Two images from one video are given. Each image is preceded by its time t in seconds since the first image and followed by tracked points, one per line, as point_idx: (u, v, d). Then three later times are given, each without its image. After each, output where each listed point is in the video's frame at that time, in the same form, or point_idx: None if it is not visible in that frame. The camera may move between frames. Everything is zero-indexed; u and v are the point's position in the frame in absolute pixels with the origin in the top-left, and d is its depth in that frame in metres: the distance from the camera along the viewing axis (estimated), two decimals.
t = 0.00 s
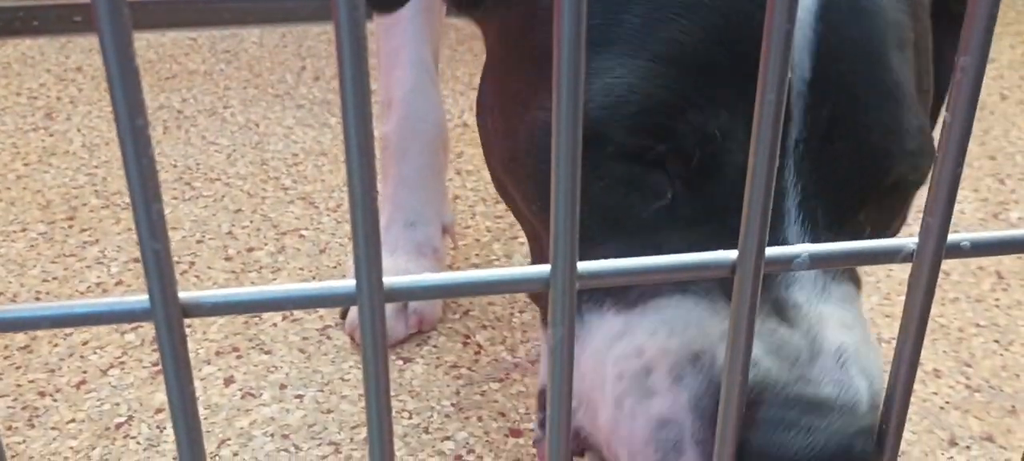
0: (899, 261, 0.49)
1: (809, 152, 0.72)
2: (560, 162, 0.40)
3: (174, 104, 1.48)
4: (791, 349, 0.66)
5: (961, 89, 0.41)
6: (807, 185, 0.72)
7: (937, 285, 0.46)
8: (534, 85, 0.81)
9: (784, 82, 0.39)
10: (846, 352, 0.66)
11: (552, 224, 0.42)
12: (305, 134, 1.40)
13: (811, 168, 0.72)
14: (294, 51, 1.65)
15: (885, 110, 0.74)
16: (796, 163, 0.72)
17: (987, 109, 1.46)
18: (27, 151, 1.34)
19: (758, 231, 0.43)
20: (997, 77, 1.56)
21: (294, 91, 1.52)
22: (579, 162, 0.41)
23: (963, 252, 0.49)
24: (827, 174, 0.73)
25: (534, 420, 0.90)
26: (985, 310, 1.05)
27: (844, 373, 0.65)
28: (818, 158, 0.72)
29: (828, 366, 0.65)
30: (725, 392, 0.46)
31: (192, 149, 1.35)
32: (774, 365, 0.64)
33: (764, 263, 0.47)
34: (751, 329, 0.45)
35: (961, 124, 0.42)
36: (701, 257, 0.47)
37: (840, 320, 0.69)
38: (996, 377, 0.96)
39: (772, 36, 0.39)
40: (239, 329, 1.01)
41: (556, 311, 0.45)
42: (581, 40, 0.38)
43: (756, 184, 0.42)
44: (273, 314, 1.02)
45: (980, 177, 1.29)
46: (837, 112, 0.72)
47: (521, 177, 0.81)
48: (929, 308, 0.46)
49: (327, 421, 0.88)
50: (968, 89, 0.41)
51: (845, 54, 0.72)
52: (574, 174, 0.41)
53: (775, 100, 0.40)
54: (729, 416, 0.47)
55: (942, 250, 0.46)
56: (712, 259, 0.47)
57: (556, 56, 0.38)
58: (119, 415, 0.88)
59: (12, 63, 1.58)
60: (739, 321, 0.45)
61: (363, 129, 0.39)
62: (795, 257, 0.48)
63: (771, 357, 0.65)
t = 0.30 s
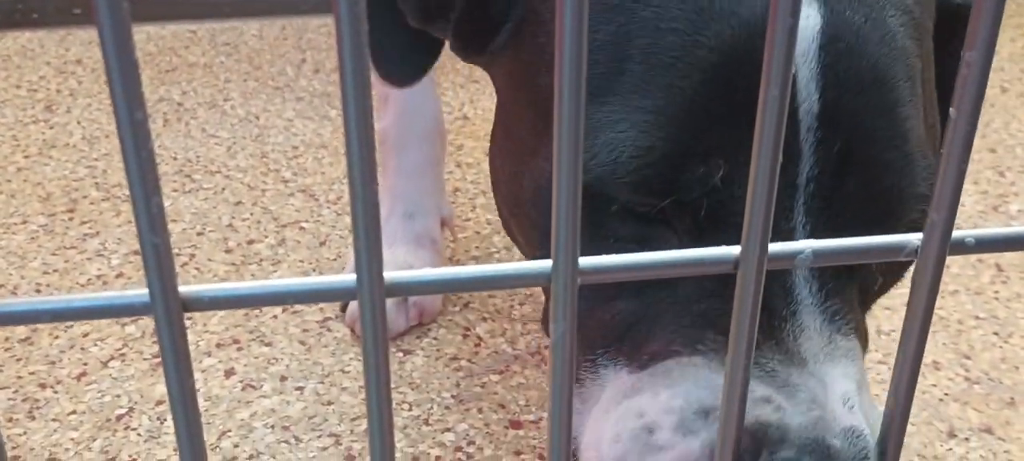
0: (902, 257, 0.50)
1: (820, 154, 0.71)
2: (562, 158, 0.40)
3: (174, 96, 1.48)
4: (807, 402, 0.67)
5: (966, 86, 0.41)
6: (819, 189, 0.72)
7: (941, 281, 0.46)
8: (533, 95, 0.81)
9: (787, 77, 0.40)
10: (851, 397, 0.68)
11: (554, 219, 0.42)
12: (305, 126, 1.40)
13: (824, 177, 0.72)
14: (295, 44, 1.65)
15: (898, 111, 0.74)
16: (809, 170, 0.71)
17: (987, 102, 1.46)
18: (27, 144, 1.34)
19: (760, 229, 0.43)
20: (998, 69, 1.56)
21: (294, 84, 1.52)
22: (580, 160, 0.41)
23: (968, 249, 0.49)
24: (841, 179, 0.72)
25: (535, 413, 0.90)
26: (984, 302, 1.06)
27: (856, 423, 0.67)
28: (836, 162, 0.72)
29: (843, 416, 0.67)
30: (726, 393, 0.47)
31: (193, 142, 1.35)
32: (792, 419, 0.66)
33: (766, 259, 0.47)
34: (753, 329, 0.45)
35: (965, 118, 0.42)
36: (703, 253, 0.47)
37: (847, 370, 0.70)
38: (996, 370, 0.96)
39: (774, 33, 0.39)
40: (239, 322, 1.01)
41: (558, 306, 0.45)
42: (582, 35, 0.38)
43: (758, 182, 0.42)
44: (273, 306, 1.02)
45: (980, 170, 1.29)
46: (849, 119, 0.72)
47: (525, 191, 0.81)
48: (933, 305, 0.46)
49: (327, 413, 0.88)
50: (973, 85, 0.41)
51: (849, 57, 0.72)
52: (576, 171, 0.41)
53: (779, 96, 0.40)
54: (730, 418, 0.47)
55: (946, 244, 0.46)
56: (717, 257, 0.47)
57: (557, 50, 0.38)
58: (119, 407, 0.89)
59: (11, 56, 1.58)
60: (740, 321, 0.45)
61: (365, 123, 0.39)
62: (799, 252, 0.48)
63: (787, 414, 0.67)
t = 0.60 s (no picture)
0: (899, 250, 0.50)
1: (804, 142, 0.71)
2: (561, 150, 0.40)
3: (174, 91, 1.48)
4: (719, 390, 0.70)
5: (961, 78, 0.42)
6: (800, 178, 0.73)
7: (936, 272, 0.47)
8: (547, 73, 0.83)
9: (785, 70, 0.40)
10: (779, 387, 0.69)
11: (552, 213, 0.42)
12: (305, 121, 1.40)
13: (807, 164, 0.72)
14: (294, 38, 1.65)
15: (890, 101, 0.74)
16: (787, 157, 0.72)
17: (987, 97, 1.46)
18: (27, 139, 1.34)
19: (757, 221, 0.44)
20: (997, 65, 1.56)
21: (294, 79, 1.52)
22: (579, 152, 0.41)
23: (962, 240, 0.49)
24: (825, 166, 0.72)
25: (534, 407, 0.90)
26: (984, 296, 1.06)
27: (764, 414, 0.69)
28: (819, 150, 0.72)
29: (754, 409, 0.69)
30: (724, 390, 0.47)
31: (192, 137, 1.35)
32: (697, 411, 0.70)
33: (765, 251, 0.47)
34: (750, 323, 0.45)
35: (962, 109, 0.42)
36: (705, 245, 0.47)
37: (783, 351, 0.71)
38: (995, 364, 0.96)
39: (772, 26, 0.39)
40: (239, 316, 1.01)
41: (557, 299, 0.45)
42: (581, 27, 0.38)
43: (756, 173, 0.42)
44: (274, 301, 1.03)
45: (979, 164, 1.29)
46: (839, 104, 0.72)
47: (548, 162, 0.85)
48: (927, 296, 0.47)
49: (327, 407, 0.88)
50: (969, 77, 0.41)
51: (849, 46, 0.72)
52: (575, 167, 0.41)
53: (776, 87, 0.40)
54: (727, 416, 0.47)
55: (944, 236, 0.46)
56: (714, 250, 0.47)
57: (556, 42, 0.38)
58: (120, 402, 0.89)
59: (11, 50, 1.58)
60: (738, 317, 0.45)
61: (364, 116, 0.39)
62: (796, 245, 0.48)
63: (695, 405, 0.70)
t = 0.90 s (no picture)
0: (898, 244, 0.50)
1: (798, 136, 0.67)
2: (560, 144, 0.40)
3: (174, 87, 1.48)
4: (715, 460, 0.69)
5: (958, 74, 0.42)
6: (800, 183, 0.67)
7: (933, 268, 0.47)
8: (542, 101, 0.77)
9: (782, 65, 0.40)
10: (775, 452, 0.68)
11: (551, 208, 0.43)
12: (305, 117, 1.40)
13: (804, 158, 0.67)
14: (294, 34, 1.65)
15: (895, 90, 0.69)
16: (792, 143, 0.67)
17: (987, 92, 1.46)
18: (27, 134, 1.34)
19: (755, 217, 0.44)
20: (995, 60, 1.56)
21: (293, 75, 1.52)
22: (577, 148, 0.41)
23: (960, 234, 0.49)
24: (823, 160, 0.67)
25: (533, 402, 0.90)
26: (983, 292, 1.06)
27: None
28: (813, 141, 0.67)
29: None
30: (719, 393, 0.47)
31: (192, 132, 1.35)
32: None
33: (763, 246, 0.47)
34: (747, 322, 0.45)
35: (958, 104, 0.42)
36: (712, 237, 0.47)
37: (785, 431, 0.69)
38: (994, 359, 0.96)
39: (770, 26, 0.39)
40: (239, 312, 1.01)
41: (556, 293, 0.45)
42: (579, 21, 0.38)
43: (754, 166, 0.42)
44: (273, 296, 1.03)
45: (979, 160, 1.29)
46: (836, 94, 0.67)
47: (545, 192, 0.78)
48: (925, 291, 0.47)
49: (327, 403, 0.89)
50: (966, 73, 0.42)
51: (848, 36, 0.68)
52: (573, 162, 0.41)
53: (773, 83, 0.40)
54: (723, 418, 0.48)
55: (941, 231, 0.46)
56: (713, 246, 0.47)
57: (554, 36, 0.38)
58: (120, 397, 0.89)
59: (10, 46, 1.58)
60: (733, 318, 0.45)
61: (363, 110, 0.39)
62: (793, 239, 0.48)
63: None
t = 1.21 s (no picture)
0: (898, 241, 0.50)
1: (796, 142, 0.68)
2: (560, 141, 0.40)
3: (173, 82, 1.48)
4: None
5: (960, 69, 0.42)
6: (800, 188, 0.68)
7: (932, 266, 0.47)
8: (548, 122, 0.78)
9: (783, 61, 0.39)
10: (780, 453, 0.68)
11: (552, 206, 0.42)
12: (304, 113, 1.40)
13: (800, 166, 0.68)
14: (293, 30, 1.64)
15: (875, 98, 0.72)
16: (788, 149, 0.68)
17: (988, 89, 1.46)
18: (26, 130, 1.34)
19: (756, 214, 0.44)
20: (996, 56, 1.56)
21: (293, 70, 1.52)
22: (577, 144, 0.41)
23: (961, 232, 0.49)
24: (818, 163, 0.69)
25: (533, 399, 0.90)
26: (983, 288, 1.06)
27: None
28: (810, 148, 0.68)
29: None
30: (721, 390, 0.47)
31: (192, 128, 1.35)
32: None
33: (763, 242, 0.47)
34: (747, 318, 0.45)
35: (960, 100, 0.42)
36: (699, 237, 0.47)
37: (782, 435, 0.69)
38: (994, 356, 0.96)
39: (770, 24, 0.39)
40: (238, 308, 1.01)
41: (556, 291, 0.45)
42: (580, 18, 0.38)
43: (755, 162, 0.42)
44: (273, 293, 1.03)
45: (979, 156, 1.29)
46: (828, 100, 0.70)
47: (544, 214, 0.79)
48: (926, 289, 0.47)
49: (327, 399, 0.89)
50: (968, 68, 0.41)
51: (837, 48, 0.71)
52: (573, 159, 0.41)
53: (774, 80, 0.40)
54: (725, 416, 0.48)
55: (942, 228, 0.46)
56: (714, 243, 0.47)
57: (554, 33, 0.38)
58: (119, 393, 0.89)
59: (9, 41, 1.57)
60: (735, 314, 0.45)
61: (364, 106, 0.39)
62: (794, 236, 0.48)
63: None
